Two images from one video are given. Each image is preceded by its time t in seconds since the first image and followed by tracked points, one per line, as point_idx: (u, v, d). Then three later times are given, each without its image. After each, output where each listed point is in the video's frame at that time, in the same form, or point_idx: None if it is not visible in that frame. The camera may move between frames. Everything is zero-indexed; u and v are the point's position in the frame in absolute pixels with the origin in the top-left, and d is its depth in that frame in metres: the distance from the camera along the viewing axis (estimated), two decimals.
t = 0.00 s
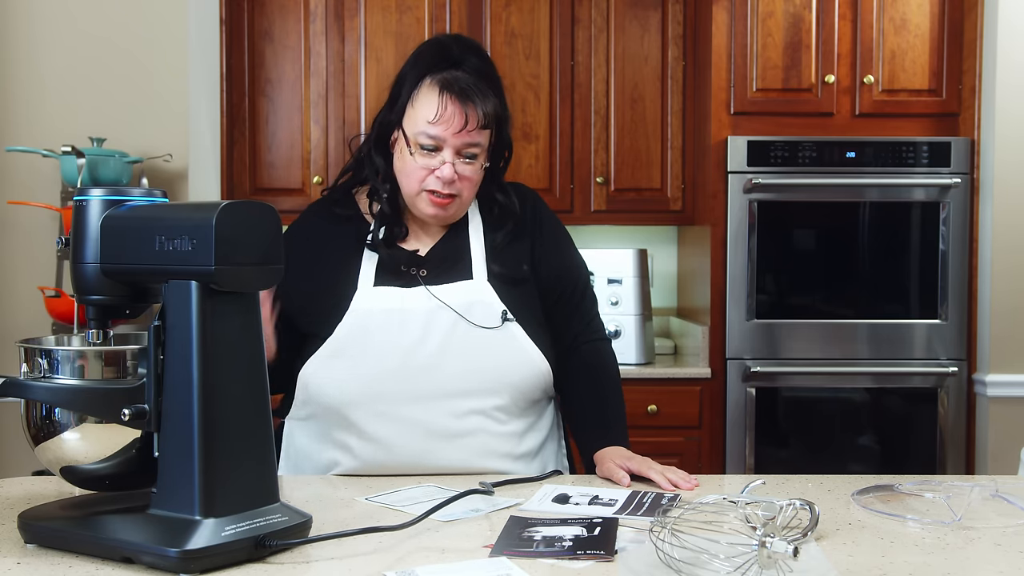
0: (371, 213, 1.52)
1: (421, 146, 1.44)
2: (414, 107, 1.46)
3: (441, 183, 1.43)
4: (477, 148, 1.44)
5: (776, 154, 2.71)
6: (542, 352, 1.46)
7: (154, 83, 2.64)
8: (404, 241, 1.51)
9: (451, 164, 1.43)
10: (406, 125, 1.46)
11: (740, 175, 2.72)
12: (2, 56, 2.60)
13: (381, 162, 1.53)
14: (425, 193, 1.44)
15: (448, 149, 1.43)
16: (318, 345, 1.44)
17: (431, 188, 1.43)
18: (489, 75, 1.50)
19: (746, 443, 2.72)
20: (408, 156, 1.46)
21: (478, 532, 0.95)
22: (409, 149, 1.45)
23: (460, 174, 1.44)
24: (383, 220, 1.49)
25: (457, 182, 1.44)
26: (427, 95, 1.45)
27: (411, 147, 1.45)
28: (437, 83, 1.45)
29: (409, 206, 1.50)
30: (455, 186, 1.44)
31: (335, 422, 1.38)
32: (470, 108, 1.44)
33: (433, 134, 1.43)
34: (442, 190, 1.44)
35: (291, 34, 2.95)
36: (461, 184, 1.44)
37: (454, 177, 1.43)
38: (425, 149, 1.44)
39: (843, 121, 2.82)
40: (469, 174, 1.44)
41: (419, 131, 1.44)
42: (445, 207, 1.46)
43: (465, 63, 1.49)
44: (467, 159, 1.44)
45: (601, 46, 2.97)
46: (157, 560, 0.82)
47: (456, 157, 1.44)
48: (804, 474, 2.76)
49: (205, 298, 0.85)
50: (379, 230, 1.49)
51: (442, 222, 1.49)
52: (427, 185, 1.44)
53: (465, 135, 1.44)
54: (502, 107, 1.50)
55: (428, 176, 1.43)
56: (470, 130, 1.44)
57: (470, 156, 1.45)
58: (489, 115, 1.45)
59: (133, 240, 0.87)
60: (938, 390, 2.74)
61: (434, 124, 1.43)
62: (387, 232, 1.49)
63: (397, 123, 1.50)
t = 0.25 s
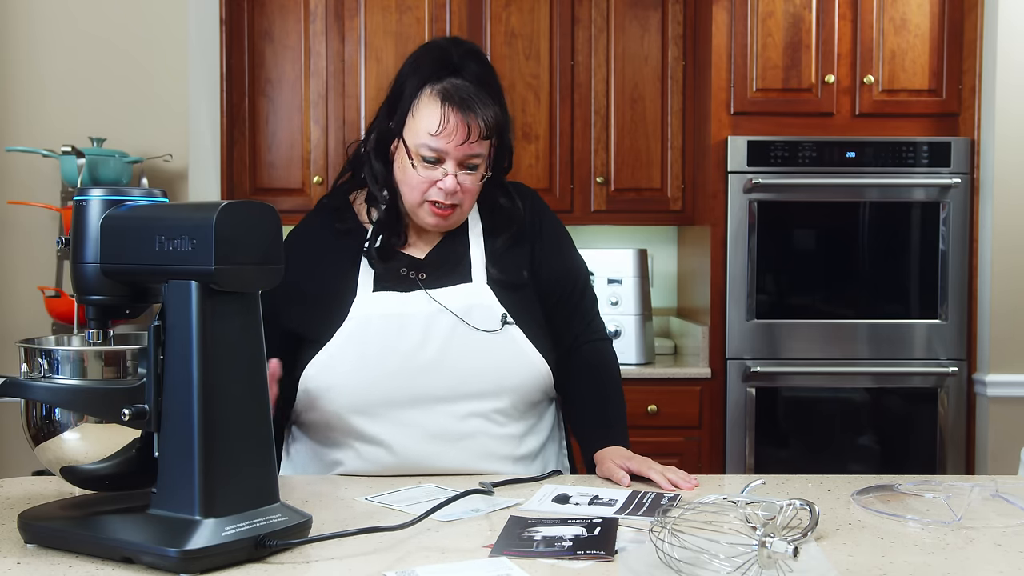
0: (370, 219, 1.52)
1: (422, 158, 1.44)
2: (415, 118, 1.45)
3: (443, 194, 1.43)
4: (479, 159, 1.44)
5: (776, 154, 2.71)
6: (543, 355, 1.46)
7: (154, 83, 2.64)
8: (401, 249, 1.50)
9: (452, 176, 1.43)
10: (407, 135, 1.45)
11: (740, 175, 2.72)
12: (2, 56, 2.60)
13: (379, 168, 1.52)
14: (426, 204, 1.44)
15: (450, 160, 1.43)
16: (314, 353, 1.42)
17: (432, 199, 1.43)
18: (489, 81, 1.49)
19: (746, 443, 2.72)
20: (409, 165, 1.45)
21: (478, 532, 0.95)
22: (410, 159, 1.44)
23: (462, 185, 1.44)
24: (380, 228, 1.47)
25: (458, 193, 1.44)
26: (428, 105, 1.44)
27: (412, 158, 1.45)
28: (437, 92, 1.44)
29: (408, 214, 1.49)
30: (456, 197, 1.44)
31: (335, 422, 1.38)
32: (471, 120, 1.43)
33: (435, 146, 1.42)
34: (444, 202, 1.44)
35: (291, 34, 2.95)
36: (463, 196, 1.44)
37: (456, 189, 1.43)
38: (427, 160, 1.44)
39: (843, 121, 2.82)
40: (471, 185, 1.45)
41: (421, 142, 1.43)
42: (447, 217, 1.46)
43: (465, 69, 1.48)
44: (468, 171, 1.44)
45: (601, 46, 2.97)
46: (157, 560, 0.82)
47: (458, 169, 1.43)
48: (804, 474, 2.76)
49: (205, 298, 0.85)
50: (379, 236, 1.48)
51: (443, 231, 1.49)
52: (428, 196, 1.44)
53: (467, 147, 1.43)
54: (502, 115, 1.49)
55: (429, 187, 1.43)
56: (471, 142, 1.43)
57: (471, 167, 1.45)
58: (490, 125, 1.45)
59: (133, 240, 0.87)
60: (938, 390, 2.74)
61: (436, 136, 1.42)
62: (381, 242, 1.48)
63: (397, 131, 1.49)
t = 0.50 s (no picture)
0: (370, 219, 1.53)
1: (421, 150, 1.44)
2: (415, 111, 1.45)
3: (441, 187, 1.43)
4: (477, 154, 1.44)
5: (776, 154, 2.71)
6: (542, 354, 1.46)
7: (154, 83, 2.64)
8: (400, 245, 1.51)
9: (451, 170, 1.43)
10: (406, 128, 1.45)
11: (740, 175, 2.72)
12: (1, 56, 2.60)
13: (379, 163, 1.53)
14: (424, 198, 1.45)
15: (449, 154, 1.43)
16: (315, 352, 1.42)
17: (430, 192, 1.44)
18: (489, 78, 1.50)
19: (746, 443, 2.72)
20: (407, 158, 1.46)
21: (478, 532, 0.95)
22: (409, 152, 1.45)
23: (460, 178, 1.44)
24: (380, 223, 1.48)
25: (456, 187, 1.44)
26: (428, 99, 1.45)
27: (410, 151, 1.45)
28: (438, 86, 1.44)
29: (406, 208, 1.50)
30: (454, 190, 1.44)
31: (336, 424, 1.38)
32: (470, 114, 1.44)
33: (434, 139, 1.43)
34: (441, 195, 1.44)
35: (291, 34, 2.95)
36: (460, 189, 1.45)
37: (454, 182, 1.43)
38: (426, 153, 1.44)
39: (843, 121, 2.82)
40: (469, 178, 1.45)
41: (420, 135, 1.44)
42: (444, 211, 1.46)
43: (465, 66, 1.49)
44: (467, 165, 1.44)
45: (601, 46, 2.97)
46: (157, 560, 0.82)
47: (456, 162, 1.44)
48: (804, 474, 2.75)
49: (205, 298, 0.85)
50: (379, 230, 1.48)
51: (440, 225, 1.49)
52: (426, 189, 1.44)
53: (466, 141, 1.44)
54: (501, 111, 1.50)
55: (427, 180, 1.44)
56: (470, 136, 1.44)
57: (469, 161, 1.45)
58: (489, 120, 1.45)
59: (133, 240, 0.87)
60: (938, 391, 2.74)
61: (435, 129, 1.42)
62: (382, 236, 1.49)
63: (397, 125, 1.49)
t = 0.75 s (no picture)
0: (371, 212, 1.53)
1: (423, 147, 1.45)
2: (417, 108, 1.46)
3: (442, 184, 1.44)
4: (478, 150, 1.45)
5: (776, 154, 2.71)
6: (541, 352, 1.46)
7: (154, 83, 2.64)
8: (402, 241, 1.51)
9: (452, 166, 1.43)
10: (408, 125, 1.46)
11: (741, 175, 2.72)
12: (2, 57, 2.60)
13: (381, 160, 1.54)
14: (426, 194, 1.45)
15: (451, 151, 1.44)
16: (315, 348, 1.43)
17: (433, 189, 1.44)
18: (491, 76, 1.50)
19: (746, 443, 2.72)
20: (410, 155, 1.46)
21: (478, 532, 0.95)
22: (411, 149, 1.45)
23: (462, 175, 1.44)
24: (381, 219, 1.50)
25: (457, 183, 1.44)
26: (430, 96, 1.45)
27: (413, 147, 1.45)
28: (440, 84, 1.45)
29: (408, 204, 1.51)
30: (455, 187, 1.45)
31: (336, 421, 1.38)
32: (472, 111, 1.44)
33: (435, 136, 1.43)
34: (443, 191, 1.44)
35: (291, 34, 2.95)
36: (462, 186, 1.45)
37: (455, 179, 1.44)
38: (428, 150, 1.45)
39: (843, 121, 2.82)
40: (471, 175, 1.45)
41: (421, 131, 1.44)
42: (445, 207, 1.47)
43: (467, 64, 1.49)
44: (468, 162, 1.45)
45: (601, 46, 2.97)
46: (157, 560, 0.82)
47: (458, 159, 1.44)
48: (804, 474, 2.75)
49: (205, 298, 0.85)
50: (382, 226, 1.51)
51: (442, 223, 1.50)
52: (428, 186, 1.45)
53: (468, 137, 1.44)
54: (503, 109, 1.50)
55: (429, 177, 1.44)
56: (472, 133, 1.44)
57: (470, 158, 1.46)
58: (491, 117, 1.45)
59: (133, 240, 0.87)
60: (938, 391, 2.74)
61: (437, 126, 1.43)
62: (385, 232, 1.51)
63: (400, 123, 1.50)
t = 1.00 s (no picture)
0: (377, 211, 1.53)
1: (427, 147, 1.45)
2: (422, 108, 1.46)
3: (446, 183, 1.44)
4: (482, 150, 1.45)
5: (776, 154, 2.71)
6: (545, 351, 1.47)
7: (154, 84, 2.64)
8: (408, 239, 1.52)
9: (456, 166, 1.44)
10: (413, 125, 1.46)
11: (741, 175, 2.72)
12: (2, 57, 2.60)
13: (387, 159, 1.54)
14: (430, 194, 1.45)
15: (455, 150, 1.44)
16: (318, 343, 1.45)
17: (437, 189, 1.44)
18: (495, 77, 1.50)
19: (746, 443, 2.72)
20: (414, 155, 1.47)
21: (478, 532, 0.95)
22: (416, 149, 1.46)
23: (466, 175, 1.44)
24: (388, 219, 1.50)
25: (461, 183, 1.44)
26: (434, 96, 1.45)
27: (417, 147, 1.46)
28: (444, 84, 1.45)
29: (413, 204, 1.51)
30: (460, 187, 1.45)
31: (338, 417, 1.39)
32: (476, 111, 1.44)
33: (439, 135, 1.43)
34: (447, 191, 1.44)
35: (291, 34, 2.95)
36: (466, 185, 1.45)
37: (459, 178, 1.44)
38: (432, 150, 1.45)
39: (843, 121, 2.82)
40: (474, 175, 1.45)
41: (426, 131, 1.44)
42: (449, 207, 1.47)
43: (472, 65, 1.49)
44: (472, 161, 1.45)
45: (601, 46, 2.97)
46: (157, 560, 0.82)
47: (462, 159, 1.44)
48: (804, 474, 2.75)
49: (205, 298, 0.85)
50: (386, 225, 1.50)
51: (446, 222, 1.50)
52: (433, 186, 1.45)
53: (471, 138, 1.44)
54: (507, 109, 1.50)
55: (434, 176, 1.44)
56: (475, 133, 1.44)
57: (474, 158, 1.46)
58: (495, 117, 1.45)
59: (133, 240, 0.87)
60: (938, 390, 2.74)
61: (441, 126, 1.43)
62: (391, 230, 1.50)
63: (405, 124, 1.50)
